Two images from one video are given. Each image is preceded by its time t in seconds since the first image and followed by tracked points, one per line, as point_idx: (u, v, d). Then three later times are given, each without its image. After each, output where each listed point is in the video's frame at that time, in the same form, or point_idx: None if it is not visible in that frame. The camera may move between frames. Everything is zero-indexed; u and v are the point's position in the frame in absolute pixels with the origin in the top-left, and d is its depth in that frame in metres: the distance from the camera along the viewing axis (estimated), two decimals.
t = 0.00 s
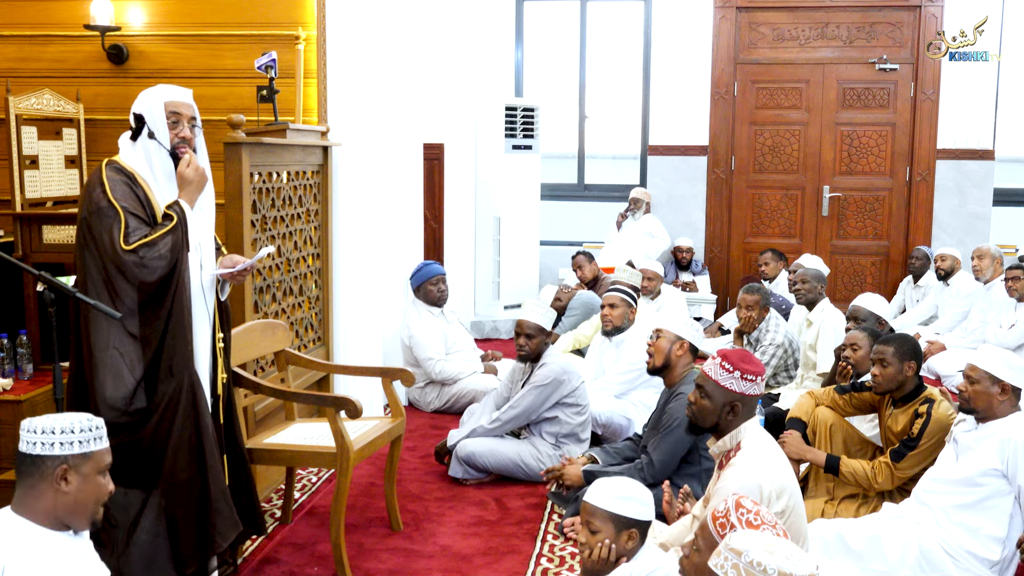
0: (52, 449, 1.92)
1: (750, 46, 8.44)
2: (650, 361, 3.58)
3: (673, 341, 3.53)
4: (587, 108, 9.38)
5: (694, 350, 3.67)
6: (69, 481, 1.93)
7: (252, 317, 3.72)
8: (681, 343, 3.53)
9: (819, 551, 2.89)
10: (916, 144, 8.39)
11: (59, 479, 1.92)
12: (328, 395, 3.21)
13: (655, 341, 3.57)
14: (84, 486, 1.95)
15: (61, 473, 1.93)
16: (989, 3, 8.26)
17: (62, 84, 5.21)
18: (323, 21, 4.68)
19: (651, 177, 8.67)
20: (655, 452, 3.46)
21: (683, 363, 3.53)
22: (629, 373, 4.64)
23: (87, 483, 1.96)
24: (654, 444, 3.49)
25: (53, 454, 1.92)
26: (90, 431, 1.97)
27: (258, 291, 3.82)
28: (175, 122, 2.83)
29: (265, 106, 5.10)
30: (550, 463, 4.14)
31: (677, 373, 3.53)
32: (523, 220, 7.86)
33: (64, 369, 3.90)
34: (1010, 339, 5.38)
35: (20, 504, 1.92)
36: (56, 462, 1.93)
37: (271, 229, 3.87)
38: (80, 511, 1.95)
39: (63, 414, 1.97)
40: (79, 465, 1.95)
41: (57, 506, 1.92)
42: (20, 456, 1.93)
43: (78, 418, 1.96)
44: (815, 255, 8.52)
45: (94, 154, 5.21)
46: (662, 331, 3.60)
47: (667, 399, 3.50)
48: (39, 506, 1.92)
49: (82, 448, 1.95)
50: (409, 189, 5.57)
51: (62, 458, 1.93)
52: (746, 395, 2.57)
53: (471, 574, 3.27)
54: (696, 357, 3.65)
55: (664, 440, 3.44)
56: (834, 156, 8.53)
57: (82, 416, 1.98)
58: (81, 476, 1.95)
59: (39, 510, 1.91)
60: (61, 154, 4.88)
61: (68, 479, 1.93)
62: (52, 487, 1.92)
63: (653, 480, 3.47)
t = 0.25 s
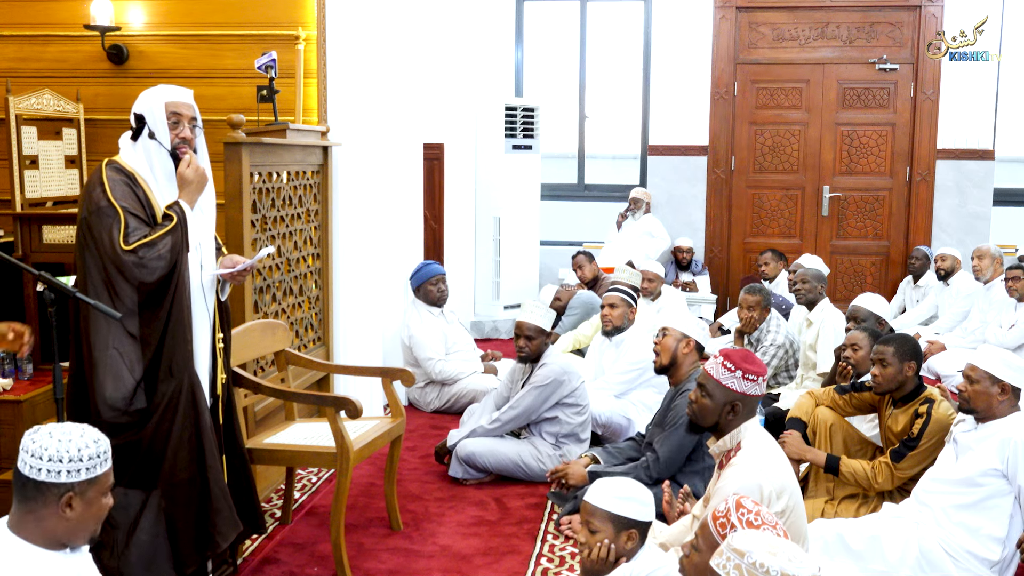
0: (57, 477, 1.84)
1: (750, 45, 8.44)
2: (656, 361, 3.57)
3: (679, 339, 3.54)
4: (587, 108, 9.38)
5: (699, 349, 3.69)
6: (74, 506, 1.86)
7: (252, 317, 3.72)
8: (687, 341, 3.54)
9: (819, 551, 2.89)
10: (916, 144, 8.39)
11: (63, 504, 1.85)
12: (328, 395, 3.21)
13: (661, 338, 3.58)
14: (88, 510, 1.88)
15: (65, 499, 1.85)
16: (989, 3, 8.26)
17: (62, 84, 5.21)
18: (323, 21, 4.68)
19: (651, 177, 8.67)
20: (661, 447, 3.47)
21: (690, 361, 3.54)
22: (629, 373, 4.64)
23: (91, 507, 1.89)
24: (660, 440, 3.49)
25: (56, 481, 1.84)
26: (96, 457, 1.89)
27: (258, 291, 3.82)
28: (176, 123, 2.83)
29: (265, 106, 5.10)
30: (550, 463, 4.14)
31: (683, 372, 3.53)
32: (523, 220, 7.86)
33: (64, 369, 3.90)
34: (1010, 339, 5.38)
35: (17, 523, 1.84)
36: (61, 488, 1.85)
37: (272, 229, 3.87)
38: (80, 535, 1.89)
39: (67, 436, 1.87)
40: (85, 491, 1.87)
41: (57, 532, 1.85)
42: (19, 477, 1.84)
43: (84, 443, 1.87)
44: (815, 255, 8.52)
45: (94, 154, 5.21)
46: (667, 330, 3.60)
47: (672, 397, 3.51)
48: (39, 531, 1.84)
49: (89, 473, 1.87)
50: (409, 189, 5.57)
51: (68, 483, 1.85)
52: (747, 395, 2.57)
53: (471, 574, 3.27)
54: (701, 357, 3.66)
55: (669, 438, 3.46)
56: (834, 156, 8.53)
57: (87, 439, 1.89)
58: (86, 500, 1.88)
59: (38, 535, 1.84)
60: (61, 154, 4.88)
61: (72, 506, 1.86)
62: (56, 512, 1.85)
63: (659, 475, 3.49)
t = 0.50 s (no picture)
0: (63, 503, 1.77)
1: (750, 45, 8.44)
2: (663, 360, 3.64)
3: (686, 338, 3.60)
4: (587, 108, 9.38)
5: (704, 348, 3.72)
6: (77, 527, 1.80)
7: (252, 317, 3.72)
8: (694, 340, 3.59)
9: (819, 551, 2.89)
10: (916, 144, 8.39)
11: (67, 526, 1.78)
12: (328, 395, 3.21)
13: (668, 337, 3.63)
14: (91, 531, 1.82)
15: (70, 521, 1.78)
16: (989, 3, 8.26)
17: (62, 84, 5.21)
18: (323, 21, 4.67)
19: (651, 177, 8.67)
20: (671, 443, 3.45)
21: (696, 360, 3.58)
22: (629, 373, 4.64)
23: (94, 528, 1.83)
24: (671, 436, 3.47)
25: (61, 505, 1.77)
26: (103, 480, 1.82)
27: (258, 291, 3.82)
28: (177, 123, 2.84)
29: (265, 106, 5.10)
30: (550, 463, 4.14)
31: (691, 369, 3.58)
32: (523, 220, 7.86)
33: (65, 369, 3.90)
34: (1010, 339, 5.38)
35: (16, 541, 1.77)
36: (67, 512, 1.78)
37: (271, 229, 3.87)
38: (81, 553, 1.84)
39: (72, 457, 1.80)
40: (90, 513, 1.81)
41: (60, 554, 1.79)
42: (19, 499, 1.76)
43: (91, 466, 1.80)
44: (815, 255, 8.52)
45: (94, 154, 5.21)
46: (674, 329, 3.66)
47: (680, 395, 3.53)
48: (41, 553, 1.78)
49: (95, 497, 1.81)
50: (409, 189, 5.57)
51: (73, 509, 1.78)
52: (747, 395, 2.57)
53: (471, 574, 3.27)
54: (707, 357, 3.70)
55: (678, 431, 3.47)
56: (834, 156, 8.53)
57: (93, 459, 1.81)
58: (89, 521, 1.81)
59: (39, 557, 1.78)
60: (61, 154, 4.88)
61: (76, 528, 1.80)
62: (59, 534, 1.78)
63: (669, 471, 3.47)
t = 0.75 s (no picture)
0: (71, 489, 1.76)
1: (750, 45, 8.44)
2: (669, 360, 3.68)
3: (690, 336, 3.64)
4: (587, 108, 9.38)
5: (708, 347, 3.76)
6: (90, 512, 1.79)
7: (252, 317, 3.72)
8: (699, 339, 3.64)
9: (819, 551, 2.89)
10: (916, 144, 8.39)
11: (79, 511, 1.78)
12: (328, 395, 3.21)
13: (673, 337, 3.66)
14: (103, 514, 1.82)
15: (81, 506, 1.78)
16: (989, 3, 8.26)
17: (62, 84, 5.20)
18: (323, 21, 4.68)
19: (651, 177, 8.67)
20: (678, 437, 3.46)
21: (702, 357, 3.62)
22: (628, 373, 4.64)
23: (105, 511, 1.83)
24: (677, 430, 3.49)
25: (70, 490, 1.76)
26: (110, 462, 1.82)
27: (258, 291, 3.82)
28: (178, 123, 2.84)
29: (265, 106, 5.10)
30: (550, 463, 4.14)
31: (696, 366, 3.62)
32: (523, 219, 7.86)
33: (64, 369, 3.90)
34: (1010, 339, 5.37)
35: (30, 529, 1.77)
36: (76, 497, 1.77)
37: (271, 229, 3.87)
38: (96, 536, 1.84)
39: (76, 442, 1.78)
40: (99, 496, 1.80)
41: (76, 539, 1.79)
42: (26, 488, 1.75)
43: (97, 450, 1.79)
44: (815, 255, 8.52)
45: (94, 155, 5.21)
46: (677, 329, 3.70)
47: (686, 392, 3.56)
48: (55, 540, 1.78)
49: (102, 479, 1.80)
50: (409, 189, 5.58)
51: (83, 493, 1.77)
52: (747, 395, 2.57)
53: (471, 574, 3.27)
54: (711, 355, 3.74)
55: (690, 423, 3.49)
56: (834, 156, 8.53)
57: (97, 443, 1.80)
58: (100, 506, 1.81)
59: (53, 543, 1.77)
60: (61, 154, 4.88)
61: (88, 512, 1.79)
62: (71, 521, 1.78)
63: (677, 465, 3.46)
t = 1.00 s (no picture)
0: (55, 493, 1.73)
1: (750, 45, 8.44)
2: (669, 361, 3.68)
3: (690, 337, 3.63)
4: (587, 108, 9.38)
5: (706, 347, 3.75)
6: (67, 522, 1.76)
7: (252, 317, 3.72)
8: (698, 339, 3.64)
9: (819, 551, 2.89)
10: (916, 144, 8.39)
11: (55, 519, 1.75)
12: (328, 395, 3.21)
13: (671, 337, 3.65)
14: (83, 527, 1.78)
15: (58, 513, 1.74)
16: (989, 3, 8.26)
17: (62, 84, 5.20)
18: (323, 21, 4.68)
19: (651, 177, 8.68)
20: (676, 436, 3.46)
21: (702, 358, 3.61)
22: (628, 373, 4.64)
23: (86, 527, 1.78)
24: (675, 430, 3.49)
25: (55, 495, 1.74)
26: (98, 474, 1.77)
27: (258, 291, 3.82)
28: (178, 122, 2.83)
29: (265, 106, 5.10)
30: (550, 463, 4.14)
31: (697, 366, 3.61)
32: (523, 220, 7.86)
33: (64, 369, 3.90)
34: (1010, 339, 5.37)
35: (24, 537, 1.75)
36: (56, 502, 1.74)
37: (272, 229, 3.87)
38: (75, 553, 1.78)
39: (73, 448, 1.78)
40: (80, 507, 1.76)
41: (52, 548, 1.76)
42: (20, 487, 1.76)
43: (87, 458, 1.76)
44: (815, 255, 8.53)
45: (94, 154, 5.21)
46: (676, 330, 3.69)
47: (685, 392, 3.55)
48: (34, 547, 1.75)
49: (87, 490, 1.76)
50: (409, 189, 5.58)
51: (62, 498, 1.74)
52: (747, 395, 2.57)
53: (471, 574, 3.27)
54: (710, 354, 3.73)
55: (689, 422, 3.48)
56: (834, 156, 8.53)
57: (91, 453, 1.78)
58: (81, 518, 1.77)
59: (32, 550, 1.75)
60: (61, 154, 4.89)
61: (65, 521, 1.76)
62: (49, 526, 1.75)
63: (675, 464, 3.46)
